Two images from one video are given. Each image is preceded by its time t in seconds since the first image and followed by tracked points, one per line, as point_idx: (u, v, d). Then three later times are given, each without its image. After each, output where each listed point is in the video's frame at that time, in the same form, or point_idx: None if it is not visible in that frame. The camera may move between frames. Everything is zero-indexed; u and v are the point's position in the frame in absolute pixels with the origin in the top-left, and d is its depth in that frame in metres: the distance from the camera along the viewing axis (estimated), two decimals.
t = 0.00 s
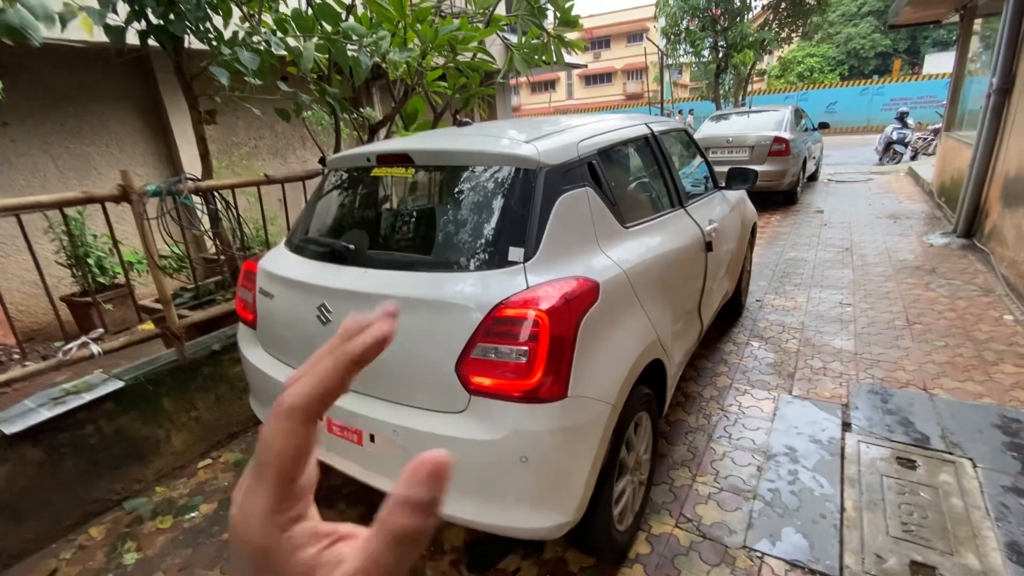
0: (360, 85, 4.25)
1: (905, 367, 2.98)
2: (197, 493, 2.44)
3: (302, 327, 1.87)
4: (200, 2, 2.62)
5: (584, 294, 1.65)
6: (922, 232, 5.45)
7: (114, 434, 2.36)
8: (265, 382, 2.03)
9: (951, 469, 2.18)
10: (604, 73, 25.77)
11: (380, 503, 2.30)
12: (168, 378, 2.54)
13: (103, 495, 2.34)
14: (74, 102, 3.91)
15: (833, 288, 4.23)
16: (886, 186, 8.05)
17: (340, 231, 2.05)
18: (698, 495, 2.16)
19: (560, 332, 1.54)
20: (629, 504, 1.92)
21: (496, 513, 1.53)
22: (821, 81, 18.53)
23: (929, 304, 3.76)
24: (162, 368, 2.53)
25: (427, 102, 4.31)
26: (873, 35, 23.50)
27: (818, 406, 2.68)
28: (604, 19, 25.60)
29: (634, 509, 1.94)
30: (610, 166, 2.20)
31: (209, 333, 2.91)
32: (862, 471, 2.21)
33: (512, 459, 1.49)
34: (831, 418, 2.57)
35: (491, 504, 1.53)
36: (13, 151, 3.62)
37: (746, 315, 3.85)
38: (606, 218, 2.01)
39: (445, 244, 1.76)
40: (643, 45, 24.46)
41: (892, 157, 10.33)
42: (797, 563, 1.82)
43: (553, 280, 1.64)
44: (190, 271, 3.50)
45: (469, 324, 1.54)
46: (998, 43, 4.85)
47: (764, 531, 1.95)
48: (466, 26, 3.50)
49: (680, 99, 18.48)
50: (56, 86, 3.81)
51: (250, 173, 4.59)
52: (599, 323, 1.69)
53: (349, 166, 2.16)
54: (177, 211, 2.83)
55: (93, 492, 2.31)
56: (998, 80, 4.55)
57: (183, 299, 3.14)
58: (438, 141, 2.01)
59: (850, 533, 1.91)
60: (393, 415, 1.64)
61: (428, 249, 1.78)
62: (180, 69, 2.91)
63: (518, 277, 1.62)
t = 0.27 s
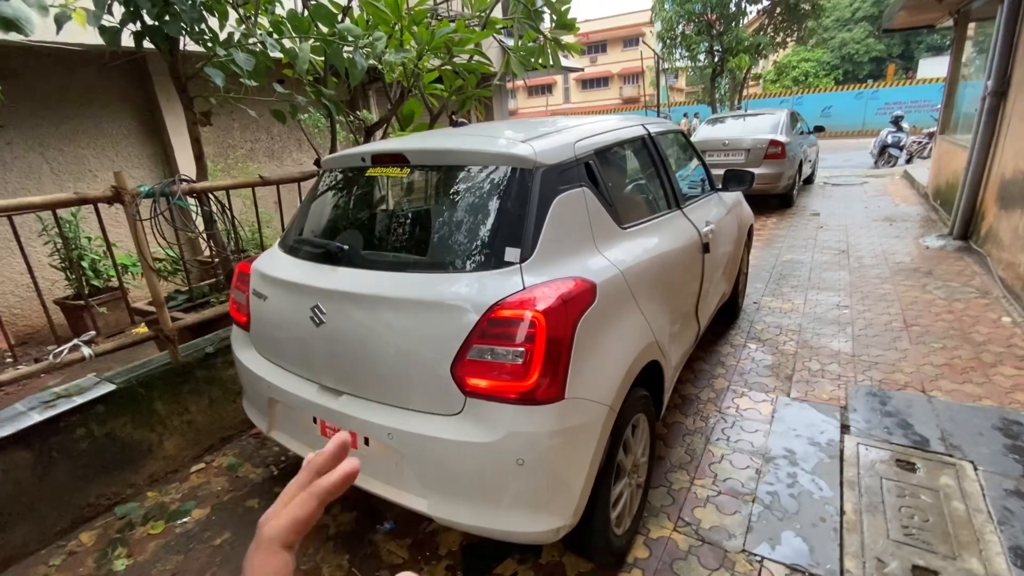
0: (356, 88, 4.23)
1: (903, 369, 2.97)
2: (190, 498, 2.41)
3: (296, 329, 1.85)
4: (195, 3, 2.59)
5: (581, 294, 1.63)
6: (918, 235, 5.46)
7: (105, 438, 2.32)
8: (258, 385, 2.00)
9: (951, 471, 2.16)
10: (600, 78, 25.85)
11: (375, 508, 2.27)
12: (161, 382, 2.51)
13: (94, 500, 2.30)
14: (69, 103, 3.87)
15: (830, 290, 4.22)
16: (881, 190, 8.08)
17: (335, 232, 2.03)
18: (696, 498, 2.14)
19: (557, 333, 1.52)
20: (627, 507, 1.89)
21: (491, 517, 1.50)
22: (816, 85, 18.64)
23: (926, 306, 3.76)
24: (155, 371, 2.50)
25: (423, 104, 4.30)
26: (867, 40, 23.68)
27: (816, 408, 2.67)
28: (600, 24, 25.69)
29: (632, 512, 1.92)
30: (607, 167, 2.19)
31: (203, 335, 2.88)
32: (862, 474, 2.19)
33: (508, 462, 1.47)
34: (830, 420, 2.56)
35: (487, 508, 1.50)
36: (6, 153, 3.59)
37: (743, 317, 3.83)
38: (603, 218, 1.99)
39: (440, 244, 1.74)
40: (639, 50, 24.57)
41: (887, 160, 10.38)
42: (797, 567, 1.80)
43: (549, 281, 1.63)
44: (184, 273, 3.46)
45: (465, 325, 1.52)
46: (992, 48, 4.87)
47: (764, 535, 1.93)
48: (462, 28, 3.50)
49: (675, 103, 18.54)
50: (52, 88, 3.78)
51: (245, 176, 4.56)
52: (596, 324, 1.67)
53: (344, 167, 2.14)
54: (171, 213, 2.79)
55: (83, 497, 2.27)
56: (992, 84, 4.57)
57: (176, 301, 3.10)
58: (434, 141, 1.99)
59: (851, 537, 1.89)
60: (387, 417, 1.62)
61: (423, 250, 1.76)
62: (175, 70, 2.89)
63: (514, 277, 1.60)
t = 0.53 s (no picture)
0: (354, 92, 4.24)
1: (899, 371, 2.99)
2: (186, 504, 2.39)
3: (295, 333, 1.84)
4: (193, 8, 2.59)
5: (580, 297, 1.64)
6: (912, 238, 5.50)
7: (101, 444, 2.31)
8: (256, 389, 1.99)
9: (947, 473, 2.17)
10: (596, 83, 25.98)
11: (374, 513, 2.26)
12: (157, 387, 2.50)
13: (90, 507, 2.28)
14: (65, 108, 3.87)
15: (826, 293, 4.25)
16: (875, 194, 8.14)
17: (334, 236, 2.03)
18: (696, 501, 2.14)
19: (556, 336, 1.52)
20: (627, 511, 1.89)
21: (491, 521, 1.50)
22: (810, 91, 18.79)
23: (921, 308, 3.78)
24: (151, 376, 2.48)
25: (421, 109, 4.31)
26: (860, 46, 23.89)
27: (814, 411, 2.68)
28: (595, 30, 25.84)
29: (631, 516, 1.92)
30: (605, 171, 2.20)
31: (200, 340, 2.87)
32: (860, 476, 2.20)
33: (508, 465, 1.47)
34: (827, 423, 2.57)
35: (487, 512, 1.50)
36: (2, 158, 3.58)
37: (740, 321, 3.85)
38: (601, 222, 2.00)
39: (439, 248, 1.75)
40: (634, 55, 24.71)
41: (881, 164, 10.46)
42: (796, 569, 1.80)
43: (548, 284, 1.63)
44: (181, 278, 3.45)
45: (465, 328, 1.52)
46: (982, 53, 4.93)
47: (763, 538, 1.94)
48: (460, 34, 3.51)
49: (671, 108, 18.65)
50: (47, 93, 3.77)
51: (242, 180, 4.56)
52: (595, 327, 1.67)
53: (343, 171, 2.14)
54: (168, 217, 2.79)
55: (79, 503, 2.26)
56: (984, 89, 4.62)
57: (173, 306, 3.09)
58: (433, 145, 2.00)
59: (850, 539, 1.89)
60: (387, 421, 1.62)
61: (422, 254, 1.77)
62: (172, 75, 2.88)
63: (513, 281, 1.60)
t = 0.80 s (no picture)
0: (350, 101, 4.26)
1: (892, 374, 3.02)
2: (184, 515, 2.39)
3: (293, 342, 1.85)
4: (189, 19, 2.61)
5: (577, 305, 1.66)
6: (904, 242, 5.56)
7: (98, 455, 2.30)
8: (255, 399, 2.00)
9: (940, 474, 2.20)
10: (590, 88, 26.13)
11: (372, 521, 2.27)
12: (154, 397, 2.50)
13: (87, 518, 2.28)
14: (60, 118, 3.87)
15: (820, 297, 4.29)
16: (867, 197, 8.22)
17: (331, 245, 2.05)
18: (693, 506, 2.16)
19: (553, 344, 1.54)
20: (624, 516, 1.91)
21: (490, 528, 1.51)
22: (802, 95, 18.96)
23: (913, 311, 3.82)
24: (148, 386, 2.48)
25: (417, 116, 4.34)
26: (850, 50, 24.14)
27: (809, 414, 2.70)
28: (588, 36, 26.00)
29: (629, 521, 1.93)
30: (600, 179, 2.23)
31: (197, 350, 2.87)
32: (854, 478, 2.23)
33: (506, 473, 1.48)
34: (822, 426, 2.59)
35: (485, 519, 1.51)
36: None
37: (736, 325, 3.88)
38: (596, 230, 2.02)
39: (436, 257, 1.76)
40: (627, 61, 24.87)
41: (873, 168, 10.56)
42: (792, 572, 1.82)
43: (545, 292, 1.65)
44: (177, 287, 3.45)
45: (463, 337, 1.54)
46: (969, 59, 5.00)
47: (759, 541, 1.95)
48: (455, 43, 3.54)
49: (664, 113, 18.79)
50: (42, 104, 3.78)
51: (238, 188, 4.57)
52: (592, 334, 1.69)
53: (340, 181, 2.16)
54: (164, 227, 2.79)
55: (76, 515, 2.25)
56: (971, 94, 4.68)
57: (170, 315, 3.08)
58: (429, 155, 2.02)
59: (845, 541, 1.91)
60: (386, 430, 1.63)
61: (419, 263, 1.78)
62: (168, 85, 2.89)
63: (510, 289, 1.62)
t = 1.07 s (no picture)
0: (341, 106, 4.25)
1: (885, 373, 3.02)
2: (173, 524, 2.36)
3: (282, 347, 1.84)
4: (178, 25, 2.59)
5: (566, 307, 1.65)
6: (896, 242, 5.58)
7: (86, 464, 2.27)
8: (244, 405, 1.98)
9: (934, 473, 2.19)
10: (583, 92, 26.22)
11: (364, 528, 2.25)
12: (144, 405, 2.47)
13: (75, 528, 2.25)
14: (49, 125, 3.85)
15: (813, 297, 4.29)
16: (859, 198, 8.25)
17: (320, 249, 2.03)
18: (686, 508, 2.15)
19: (542, 346, 1.53)
20: (618, 519, 1.89)
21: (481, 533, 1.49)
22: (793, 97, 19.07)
23: (905, 310, 3.83)
24: (137, 394, 2.46)
25: (408, 120, 4.33)
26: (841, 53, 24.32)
27: (802, 414, 2.70)
28: (581, 40, 26.09)
29: (622, 523, 1.92)
30: (590, 180, 2.22)
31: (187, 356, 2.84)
32: (848, 478, 2.22)
33: (496, 476, 1.46)
34: (816, 426, 2.59)
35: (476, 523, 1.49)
36: None
37: (729, 326, 3.88)
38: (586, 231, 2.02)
39: (426, 260, 1.75)
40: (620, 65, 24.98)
41: (864, 169, 10.62)
42: (786, 574, 1.80)
43: (535, 293, 1.64)
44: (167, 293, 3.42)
45: (452, 339, 1.52)
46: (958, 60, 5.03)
47: (754, 543, 1.94)
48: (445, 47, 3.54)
49: (658, 116, 18.86)
50: (32, 111, 3.75)
51: (230, 194, 4.55)
52: (582, 336, 1.68)
53: (329, 184, 2.15)
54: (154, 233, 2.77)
55: (63, 525, 2.22)
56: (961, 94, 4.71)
57: (160, 321, 3.05)
58: (419, 158, 2.01)
59: (839, 542, 1.90)
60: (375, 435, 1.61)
61: (408, 266, 1.77)
62: (157, 91, 2.88)
63: (499, 291, 1.61)
